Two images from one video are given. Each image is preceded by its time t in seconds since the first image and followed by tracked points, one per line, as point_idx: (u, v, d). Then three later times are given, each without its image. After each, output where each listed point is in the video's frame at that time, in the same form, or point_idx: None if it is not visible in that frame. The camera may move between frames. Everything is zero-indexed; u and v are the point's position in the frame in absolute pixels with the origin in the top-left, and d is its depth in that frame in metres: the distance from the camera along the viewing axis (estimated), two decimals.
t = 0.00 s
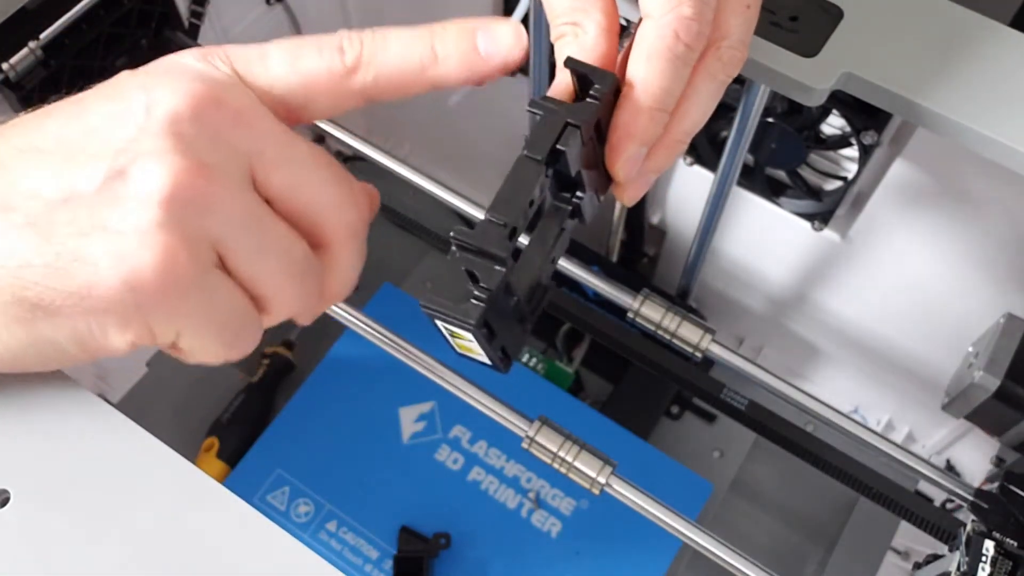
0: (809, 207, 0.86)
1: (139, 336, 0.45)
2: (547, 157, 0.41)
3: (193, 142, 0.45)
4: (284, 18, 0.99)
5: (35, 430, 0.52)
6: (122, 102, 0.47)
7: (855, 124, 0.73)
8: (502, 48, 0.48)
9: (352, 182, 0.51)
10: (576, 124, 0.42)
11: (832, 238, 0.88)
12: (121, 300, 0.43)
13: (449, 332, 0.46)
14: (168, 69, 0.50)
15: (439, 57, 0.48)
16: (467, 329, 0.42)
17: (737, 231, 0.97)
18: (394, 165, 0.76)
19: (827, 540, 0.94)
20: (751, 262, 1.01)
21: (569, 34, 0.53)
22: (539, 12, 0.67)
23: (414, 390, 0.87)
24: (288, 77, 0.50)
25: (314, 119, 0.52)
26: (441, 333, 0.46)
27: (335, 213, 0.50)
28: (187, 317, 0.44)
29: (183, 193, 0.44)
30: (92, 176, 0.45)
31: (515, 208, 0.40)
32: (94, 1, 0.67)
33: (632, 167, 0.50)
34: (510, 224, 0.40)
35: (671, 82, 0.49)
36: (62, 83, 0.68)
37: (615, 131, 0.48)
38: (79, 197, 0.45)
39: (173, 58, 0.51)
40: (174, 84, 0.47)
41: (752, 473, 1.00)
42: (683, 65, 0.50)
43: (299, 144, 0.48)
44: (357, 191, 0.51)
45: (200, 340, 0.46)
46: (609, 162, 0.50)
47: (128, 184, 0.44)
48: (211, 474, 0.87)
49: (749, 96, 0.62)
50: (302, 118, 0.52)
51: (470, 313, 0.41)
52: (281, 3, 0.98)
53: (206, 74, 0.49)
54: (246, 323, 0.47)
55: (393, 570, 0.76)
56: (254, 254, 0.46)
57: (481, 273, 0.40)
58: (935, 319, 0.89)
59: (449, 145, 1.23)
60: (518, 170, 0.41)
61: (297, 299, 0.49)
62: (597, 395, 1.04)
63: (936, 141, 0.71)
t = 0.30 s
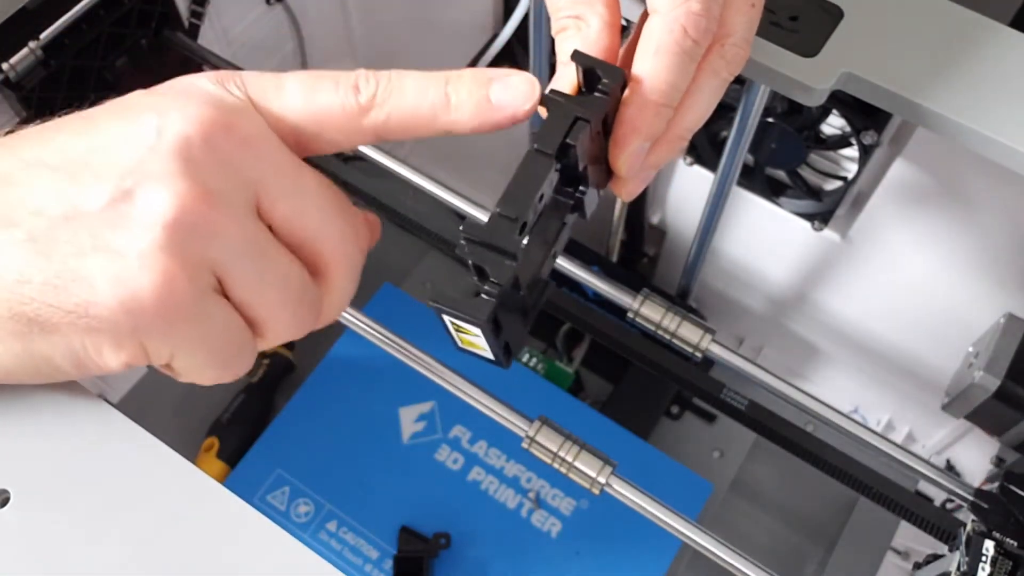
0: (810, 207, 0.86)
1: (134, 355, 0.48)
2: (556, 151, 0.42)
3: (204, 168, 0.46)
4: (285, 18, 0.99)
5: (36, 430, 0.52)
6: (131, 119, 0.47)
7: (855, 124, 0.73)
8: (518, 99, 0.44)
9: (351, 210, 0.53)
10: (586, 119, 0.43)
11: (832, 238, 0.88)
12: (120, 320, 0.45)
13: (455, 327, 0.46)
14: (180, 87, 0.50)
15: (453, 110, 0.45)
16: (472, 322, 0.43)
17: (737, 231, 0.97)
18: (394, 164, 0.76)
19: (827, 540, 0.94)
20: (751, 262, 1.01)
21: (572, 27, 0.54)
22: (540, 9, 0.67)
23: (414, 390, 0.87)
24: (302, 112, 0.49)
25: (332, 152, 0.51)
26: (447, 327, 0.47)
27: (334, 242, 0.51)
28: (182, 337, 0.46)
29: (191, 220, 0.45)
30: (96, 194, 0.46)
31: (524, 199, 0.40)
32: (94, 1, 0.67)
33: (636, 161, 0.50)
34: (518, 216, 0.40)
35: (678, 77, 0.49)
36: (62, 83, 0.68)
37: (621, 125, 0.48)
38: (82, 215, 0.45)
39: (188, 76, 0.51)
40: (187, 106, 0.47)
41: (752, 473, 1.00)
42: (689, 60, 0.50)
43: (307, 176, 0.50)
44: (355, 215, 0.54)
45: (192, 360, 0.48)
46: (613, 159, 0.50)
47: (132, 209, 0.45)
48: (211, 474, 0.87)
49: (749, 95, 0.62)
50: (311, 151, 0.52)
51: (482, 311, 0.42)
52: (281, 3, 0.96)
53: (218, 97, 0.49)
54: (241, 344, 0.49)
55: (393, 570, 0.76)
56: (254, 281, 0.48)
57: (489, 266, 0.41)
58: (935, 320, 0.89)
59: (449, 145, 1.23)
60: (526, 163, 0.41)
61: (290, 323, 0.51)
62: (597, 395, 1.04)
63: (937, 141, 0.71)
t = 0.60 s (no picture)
0: (810, 207, 0.86)
1: (131, 368, 0.48)
2: (599, 151, 0.46)
3: (217, 196, 0.48)
4: (284, 17, 0.99)
5: (37, 430, 0.52)
6: (152, 139, 0.50)
7: (855, 124, 0.73)
8: (524, 194, 0.47)
9: (350, 240, 0.56)
10: (630, 120, 0.46)
11: (832, 238, 0.88)
12: (123, 328, 0.46)
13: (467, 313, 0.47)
14: (202, 110, 0.52)
15: (464, 191, 0.49)
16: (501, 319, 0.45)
17: (737, 231, 0.97)
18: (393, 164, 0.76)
19: (827, 540, 0.94)
20: (751, 262, 1.01)
21: (582, 14, 0.55)
22: (540, 10, 0.66)
23: (414, 391, 0.87)
24: (322, 154, 0.52)
25: (337, 195, 0.55)
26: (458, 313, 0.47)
27: (331, 271, 0.54)
28: (182, 355, 0.47)
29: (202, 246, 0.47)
30: (112, 208, 0.48)
31: (566, 200, 0.45)
32: (95, 1, 0.67)
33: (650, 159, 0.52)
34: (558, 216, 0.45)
35: (704, 78, 0.51)
36: (61, 82, 0.68)
37: (647, 123, 0.50)
38: (97, 228, 0.47)
39: (210, 101, 0.54)
40: (209, 131, 0.50)
41: (752, 473, 1.00)
42: (716, 59, 0.51)
43: (316, 210, 0.52)
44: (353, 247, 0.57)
45: (188, 377, 0.49)
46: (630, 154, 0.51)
47: (144, 229, 0.47)
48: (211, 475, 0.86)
49: (749, 95, 0.62)
50: (324, 191, 0.55)
51: (517, 308, 0.45)
52: (281, 3, 0.97)
53: (238, 127, 0.51)
54: (235, 365, 0.51)
55: (394, 570, 0.76)
56: (254, 305, 0.50)
57: (525, 264, 0.45)
58: (935, 320, 0.89)
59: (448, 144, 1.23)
60: (570, 161, 0.45)
61: (283, 347, 0.54)
62: (597, 396, 1.03)
63: (937, 141, 0.71)
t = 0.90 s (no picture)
0: (810, 207, 0.86)
1: (134, 372, 0.48)
2: (606, 155, 0.46)
3: (222, 205, 0.48)
4: (284, 17, 0.99)
5: (37, 431, 0.52)
6: (159, 146, 0.50)
7: (855, 124, 0.73)
8: (528, 202, 0.48)
9: (353, 251, 0.57)
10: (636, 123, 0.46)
11: (832, 238, 0.88)
12: (129, 334, 0.46)
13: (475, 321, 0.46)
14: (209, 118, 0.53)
15: (467, 199, 0.50)
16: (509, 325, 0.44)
17: (738, 231, 0.97)
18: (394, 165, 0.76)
19: (827, 540, 0.94)
20: (751, 262, 1.01)
21: (584, 12, 0.55)
22: (540, 10, 0.66)
23: (414, 391, 0.87)
24: (327, 163, 0.53)
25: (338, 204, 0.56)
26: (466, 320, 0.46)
27: (333, 280, 0.55)
28: (184, 360, 0.47)
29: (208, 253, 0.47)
30: (118, 214, 0.48)
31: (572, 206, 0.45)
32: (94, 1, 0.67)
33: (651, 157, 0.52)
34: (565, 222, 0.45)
35: (705, 77, 0.51)
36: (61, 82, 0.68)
37: (647, 122, 0.50)
38: (104, 233, 0.47)
39: (216, 109, 0.54)
40: (215, 138, 0.50)
41: (752, 473, 1.00)
42: (717, 58, 0.51)
43: (320, 219, 0.53)
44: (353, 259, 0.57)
45: (191, 383, 0.49)
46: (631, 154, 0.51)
47: (152, 236, 0.47)
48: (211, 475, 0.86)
49: (749, 95, 0.62)
50: (328, 201, 0.56)
51: (528, 316, 0.44)
52: (281, 2, 0.97)
53: (245, 135, 0.52)
54: (238, 372, 0.51)
55: (393, 570, 0.76)
56: (256, 312, 0.50)
57: (536, 271, 0.44)
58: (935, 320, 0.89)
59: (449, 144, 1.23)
60: (578, 163, 0.45)
61: (284, 356, 0.54)
62: (597, 396, 1.03)
63: (936, 141, 0.71)
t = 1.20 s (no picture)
0: (810, 207, 0.86)
1: (136, 376, 0.47)
2: (599, 157, 0.46)
3: (225, 212, 0.49)
4: (284, 17, 0.99)
5: (37, 432, 0.52)
6: (165, 150, 0.50)
7: (855, 124, 0.73)
8: (526, 206, 0.48)
9: (354, 254, 0.56)
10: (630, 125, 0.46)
11: (832, 238, 0.88)
12: (134, 337, 0.46)
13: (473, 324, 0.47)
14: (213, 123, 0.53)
15: (467, 205, 0.50)
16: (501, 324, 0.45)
17: (738, 231, 0.97)
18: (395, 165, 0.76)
19: (827, 540, 0.94)
20: (751, 262, 1.01)
21: (583, 15, 0.55)
22: (540, 11, 0.66)
23: (414, 391, 0.87)
24: (328, 168, 0.53)
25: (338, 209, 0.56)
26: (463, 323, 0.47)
27: (334, 286, 0.55)
28: (187, 364, 0.47)
29: (211, 258, 0.47)
30: (123, 218, 0.48)
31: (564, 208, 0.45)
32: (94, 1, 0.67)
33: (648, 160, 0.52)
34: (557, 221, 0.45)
35: (702, 79, 0.51)
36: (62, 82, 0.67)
37: (642, 125, 0.50)
38: (108, 236, 0.47)
39: (219, 114, 0.54)
40: (220, 144, 0.50)
41: (752, 473, 1.00)
42: (713, 60, 0.51)
43: (321, 225, 0.53)
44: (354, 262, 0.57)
45: (194, 384, 0.49)
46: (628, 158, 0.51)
47: (157, 241, 0.47)
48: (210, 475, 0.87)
49: (749, 95, 0.62)
50: (328, 205, 0.56)
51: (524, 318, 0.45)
52: (281, 3, 0.97)
53: (249, 140, 0.52)
54: (241, 374, 0.51)
55: (393, 570, 0.76)
56: (260, 316, 0.50)
57: (529, 273, 0.44)
58: (934, 320, 0.89)
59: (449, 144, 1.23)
60: (571, 166, 0.46)
61: (286, 359, 0.54)
62: (597, 396, 1.03)
63: (936, 141, 0.71)
